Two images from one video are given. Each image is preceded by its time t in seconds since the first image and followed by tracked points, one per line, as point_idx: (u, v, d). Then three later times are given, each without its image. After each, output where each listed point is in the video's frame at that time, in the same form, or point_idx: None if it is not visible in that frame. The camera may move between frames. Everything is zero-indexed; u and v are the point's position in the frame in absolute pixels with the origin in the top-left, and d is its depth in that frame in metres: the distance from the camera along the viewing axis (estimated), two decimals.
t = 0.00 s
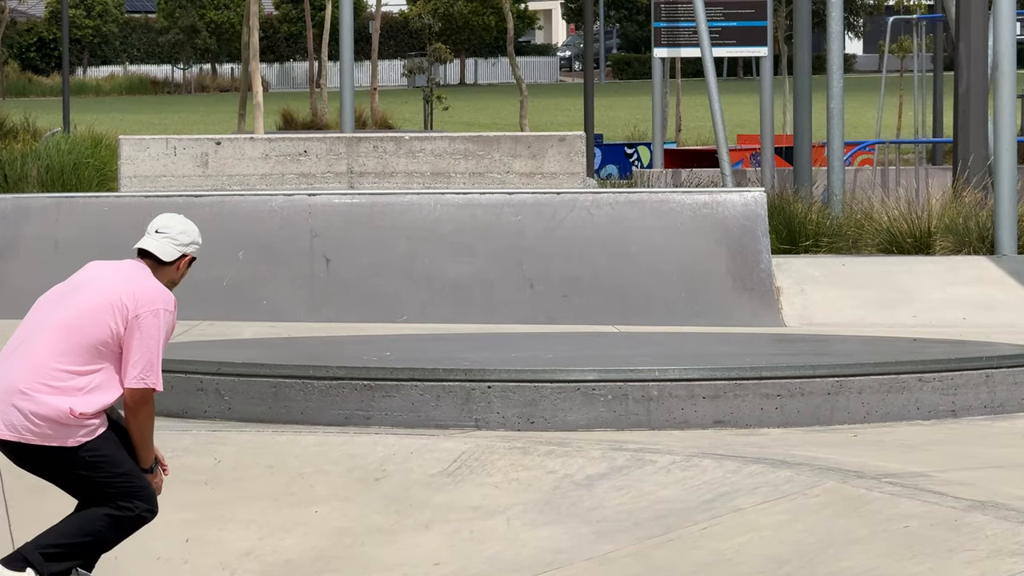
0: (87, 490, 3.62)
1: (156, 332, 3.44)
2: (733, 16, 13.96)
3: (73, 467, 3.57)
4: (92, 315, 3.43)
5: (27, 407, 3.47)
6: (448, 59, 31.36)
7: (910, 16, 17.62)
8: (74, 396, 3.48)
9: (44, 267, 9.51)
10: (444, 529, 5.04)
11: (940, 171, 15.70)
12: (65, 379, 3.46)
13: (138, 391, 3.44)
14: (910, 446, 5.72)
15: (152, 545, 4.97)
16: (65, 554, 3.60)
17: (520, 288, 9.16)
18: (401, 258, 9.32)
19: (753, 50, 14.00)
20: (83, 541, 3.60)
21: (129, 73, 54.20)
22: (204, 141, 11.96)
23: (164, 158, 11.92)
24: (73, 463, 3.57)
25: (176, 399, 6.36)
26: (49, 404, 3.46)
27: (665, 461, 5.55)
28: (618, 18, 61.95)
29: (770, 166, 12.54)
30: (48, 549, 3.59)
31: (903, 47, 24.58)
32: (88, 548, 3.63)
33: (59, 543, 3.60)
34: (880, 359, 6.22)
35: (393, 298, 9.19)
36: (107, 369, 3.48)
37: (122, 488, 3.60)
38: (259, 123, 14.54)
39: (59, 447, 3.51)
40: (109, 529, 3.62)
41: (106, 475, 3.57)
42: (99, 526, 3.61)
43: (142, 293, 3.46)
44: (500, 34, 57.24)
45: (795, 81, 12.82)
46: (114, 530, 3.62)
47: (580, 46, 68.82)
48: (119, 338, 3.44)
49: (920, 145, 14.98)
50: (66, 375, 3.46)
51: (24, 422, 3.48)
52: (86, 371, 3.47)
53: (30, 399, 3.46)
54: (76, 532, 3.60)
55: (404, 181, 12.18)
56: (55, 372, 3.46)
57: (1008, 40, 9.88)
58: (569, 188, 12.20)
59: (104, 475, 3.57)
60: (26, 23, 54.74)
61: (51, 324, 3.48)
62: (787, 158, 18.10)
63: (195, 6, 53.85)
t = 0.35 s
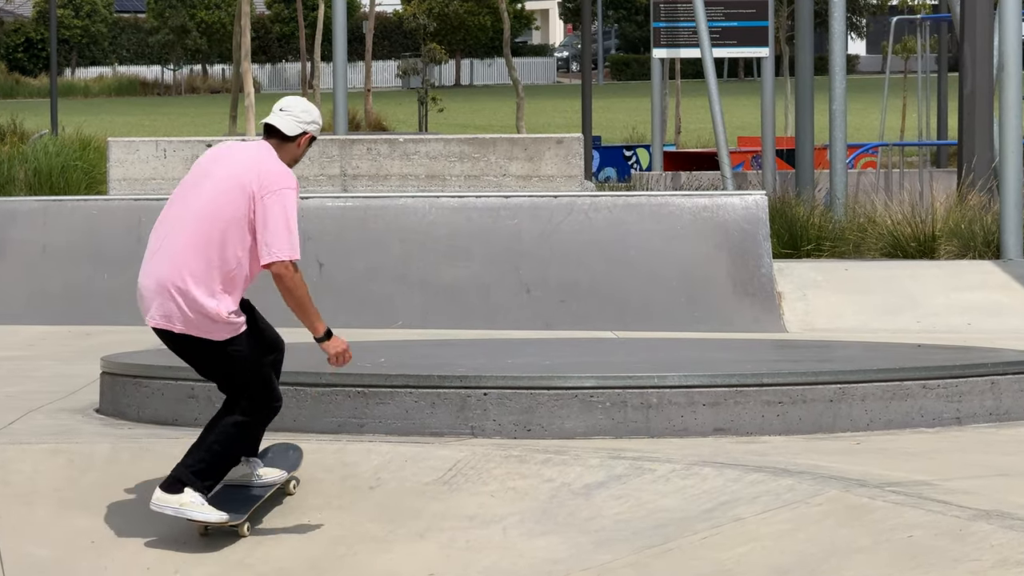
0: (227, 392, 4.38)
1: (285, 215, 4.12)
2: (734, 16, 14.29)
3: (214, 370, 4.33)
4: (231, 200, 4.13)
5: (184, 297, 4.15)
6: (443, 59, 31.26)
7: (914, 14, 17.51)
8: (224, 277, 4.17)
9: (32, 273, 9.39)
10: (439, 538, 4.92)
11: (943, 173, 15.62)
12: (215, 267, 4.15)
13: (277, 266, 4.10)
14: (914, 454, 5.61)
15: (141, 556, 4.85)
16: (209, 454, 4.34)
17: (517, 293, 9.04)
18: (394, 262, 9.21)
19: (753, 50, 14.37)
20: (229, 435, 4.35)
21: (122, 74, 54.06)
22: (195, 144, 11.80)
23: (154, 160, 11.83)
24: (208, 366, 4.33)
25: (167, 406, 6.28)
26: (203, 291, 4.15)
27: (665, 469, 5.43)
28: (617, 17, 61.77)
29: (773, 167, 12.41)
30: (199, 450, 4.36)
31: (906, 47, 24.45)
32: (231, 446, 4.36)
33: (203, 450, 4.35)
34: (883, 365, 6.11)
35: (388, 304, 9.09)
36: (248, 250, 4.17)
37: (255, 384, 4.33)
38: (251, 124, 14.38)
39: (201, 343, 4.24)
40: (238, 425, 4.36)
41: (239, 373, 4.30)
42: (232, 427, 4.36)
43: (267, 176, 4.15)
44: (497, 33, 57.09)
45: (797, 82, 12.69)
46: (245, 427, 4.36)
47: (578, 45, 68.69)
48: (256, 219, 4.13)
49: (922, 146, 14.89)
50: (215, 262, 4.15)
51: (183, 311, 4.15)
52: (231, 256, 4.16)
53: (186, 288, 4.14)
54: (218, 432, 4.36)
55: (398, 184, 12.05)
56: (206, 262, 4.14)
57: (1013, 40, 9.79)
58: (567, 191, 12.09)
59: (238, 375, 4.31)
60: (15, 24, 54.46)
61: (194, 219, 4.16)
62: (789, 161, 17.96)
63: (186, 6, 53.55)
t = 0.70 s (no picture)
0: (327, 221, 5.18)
1: None
2: (735, 16, 15.17)
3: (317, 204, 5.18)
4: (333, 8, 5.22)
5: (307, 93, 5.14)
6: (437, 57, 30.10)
7: (917, 15, 17.40)
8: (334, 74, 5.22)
9: (19, 279, 9.25)
10: (434, 548, 4.81)
11: (947, 177, 15.55)
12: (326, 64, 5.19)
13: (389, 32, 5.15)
14: (918, 462, 5.51)
15: (129, 566, 4.73)
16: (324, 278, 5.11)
17: (514, 298, 8.93)
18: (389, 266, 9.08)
19: (753, 49, 15.23)
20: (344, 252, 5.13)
21: (116, 77, 53.96)
22: (185, 146, 11.82)
23: (143, 162, 11.79)
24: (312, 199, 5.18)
25: (157, 413, 6.17)
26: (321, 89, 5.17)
27: (664, 478, 5.32)
28: (615, 18, 61.59)
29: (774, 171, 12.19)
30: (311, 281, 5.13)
31: (909, 48, 24.35)
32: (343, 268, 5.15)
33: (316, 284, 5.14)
34: (887, 371, 6.01)
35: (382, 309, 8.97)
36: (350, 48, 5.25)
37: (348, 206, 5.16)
38: (242, 126, 14.29)
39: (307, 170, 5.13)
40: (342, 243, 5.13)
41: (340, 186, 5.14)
42: (337, 253, 5.11)
43: None
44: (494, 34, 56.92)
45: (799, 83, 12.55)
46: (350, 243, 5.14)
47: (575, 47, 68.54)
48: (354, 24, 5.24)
49: (927, 149, 14.75)
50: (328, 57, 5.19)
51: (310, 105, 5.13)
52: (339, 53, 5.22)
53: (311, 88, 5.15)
54: (326, 262, 5.10)
55: (392, 187, 11.96)
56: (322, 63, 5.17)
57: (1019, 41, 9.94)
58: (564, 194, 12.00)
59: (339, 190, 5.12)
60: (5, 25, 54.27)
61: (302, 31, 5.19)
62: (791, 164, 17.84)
63: (175, 6, 53.92)
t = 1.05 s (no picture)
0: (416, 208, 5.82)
1: None
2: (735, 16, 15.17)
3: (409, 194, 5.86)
4: None
5: (413, 69, 5.86)
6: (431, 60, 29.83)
7: (920, 15, 17.29)
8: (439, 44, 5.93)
9: (7, 283, 9.11)
10: (428, 557, 4.70)
11: (952, 178, 15.39)
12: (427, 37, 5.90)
13: None
14: (921, 470, 5.40)
15: None
16: (405, 257, 5.73)
17: (510, 303, 8.82)
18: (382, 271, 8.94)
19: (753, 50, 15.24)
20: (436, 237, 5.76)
21: (108, 78, 53.76)
22: (176, 148, 11.79)
23: (134, 165, 11.74)
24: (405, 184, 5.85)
25: (147, 420, 6.07)
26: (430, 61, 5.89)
27: (663, 486, 5.22)
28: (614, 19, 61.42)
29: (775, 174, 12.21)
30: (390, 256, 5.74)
31: (912, 48, 24.21)
32: (423, 256, 5.76)
33: (394, 258, 5.73)
34: (889, 378, 5.91)
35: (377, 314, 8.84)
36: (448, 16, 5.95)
37: (441, 194, 5.79)
38: (233, 128, 14.17)
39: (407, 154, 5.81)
40: (431, 232, 5.77)
41: (434, 174, 5.79)
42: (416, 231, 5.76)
43: None
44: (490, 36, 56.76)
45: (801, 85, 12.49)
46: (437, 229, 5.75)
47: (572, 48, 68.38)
48: None
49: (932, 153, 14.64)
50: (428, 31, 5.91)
51: (420, 79, 5.84)
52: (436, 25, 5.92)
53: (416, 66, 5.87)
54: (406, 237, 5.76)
55: (386, 190, 11.86)
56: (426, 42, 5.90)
57: None
58: (561, 197, 11.89)
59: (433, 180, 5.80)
60: None
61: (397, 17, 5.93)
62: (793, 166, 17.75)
63: (166, 7, 53.10)
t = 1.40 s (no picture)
0: (485, 213, 6.24)
1: None
2: (736, 16, 15.48)
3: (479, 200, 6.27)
4: None
5: (489, 69, 6.25)
6: (426, 60, 29.74)
7: (924, 16, 17.15)
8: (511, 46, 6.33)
9: None
10: (423, 567, 4.60)
11: (956, 181, 15.28)
12: (499, 38, 6.31)
13: None
14: (925, 478, 5.31)
15: None
16: (477, 263, 6.16)
17: (507, 307, 8.72)
18: (375, 275, 8.83)
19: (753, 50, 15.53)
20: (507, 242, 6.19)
21: (99, 79, 53.56)
22: (166, 151, 11.68)
23: (123, 168, 11.58)
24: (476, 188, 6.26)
25: (137, 427, 5.96)
26: (505, 61, 6.30)
27: (662, 495, 5.11)
28: (612, 20, 61.26)
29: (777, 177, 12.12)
30: (463, 263, 6.18)
31: (915, 48, 24.07)
32: (495, 259, 6.19)
33: (467, 266, 6.16)
34: (892, 384, 5.81)
35: (370, 319, 8.75)
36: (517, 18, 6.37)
37: (511, 198, 6.21)
38: (225, 130, 14.06)
39: (479, 160, 6.22)
40: (501, 235, 6.19)
41: (504, 181, 6.20)
42: (487, 234, 6.19)
43: None
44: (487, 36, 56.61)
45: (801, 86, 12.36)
46: (505, 232, 6.18)
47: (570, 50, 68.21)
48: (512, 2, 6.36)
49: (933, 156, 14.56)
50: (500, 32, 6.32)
51: (495, 80, 6.24)
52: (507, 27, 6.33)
53: (492, 66, 6.27)
54: (477, 242, 6.19)
55: (381, 193, 11.73)
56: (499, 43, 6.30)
57: None
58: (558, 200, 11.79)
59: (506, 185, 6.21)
60: None
61: (471, 18, 6.32)
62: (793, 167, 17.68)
63: (156, 6, 54.15)
